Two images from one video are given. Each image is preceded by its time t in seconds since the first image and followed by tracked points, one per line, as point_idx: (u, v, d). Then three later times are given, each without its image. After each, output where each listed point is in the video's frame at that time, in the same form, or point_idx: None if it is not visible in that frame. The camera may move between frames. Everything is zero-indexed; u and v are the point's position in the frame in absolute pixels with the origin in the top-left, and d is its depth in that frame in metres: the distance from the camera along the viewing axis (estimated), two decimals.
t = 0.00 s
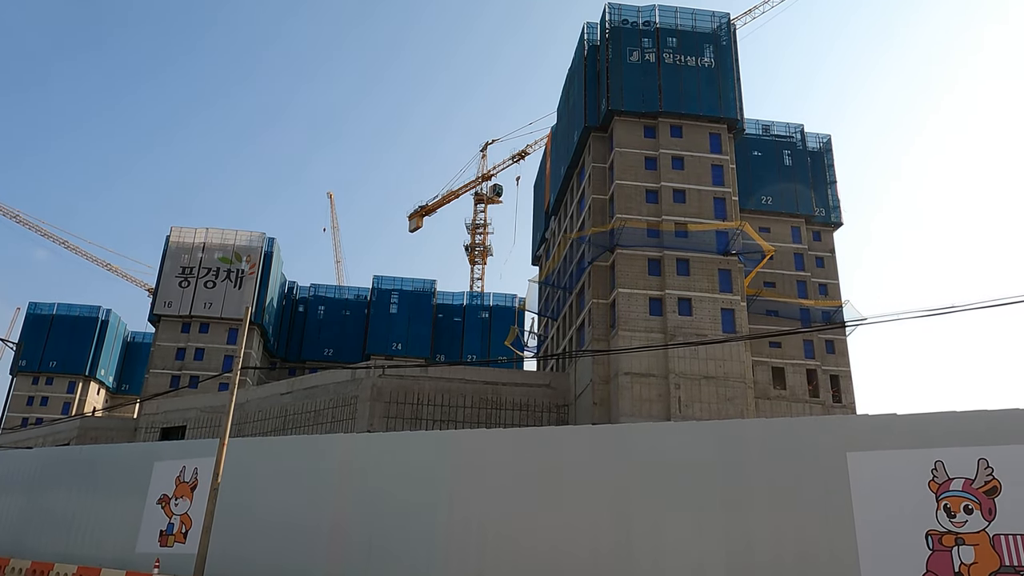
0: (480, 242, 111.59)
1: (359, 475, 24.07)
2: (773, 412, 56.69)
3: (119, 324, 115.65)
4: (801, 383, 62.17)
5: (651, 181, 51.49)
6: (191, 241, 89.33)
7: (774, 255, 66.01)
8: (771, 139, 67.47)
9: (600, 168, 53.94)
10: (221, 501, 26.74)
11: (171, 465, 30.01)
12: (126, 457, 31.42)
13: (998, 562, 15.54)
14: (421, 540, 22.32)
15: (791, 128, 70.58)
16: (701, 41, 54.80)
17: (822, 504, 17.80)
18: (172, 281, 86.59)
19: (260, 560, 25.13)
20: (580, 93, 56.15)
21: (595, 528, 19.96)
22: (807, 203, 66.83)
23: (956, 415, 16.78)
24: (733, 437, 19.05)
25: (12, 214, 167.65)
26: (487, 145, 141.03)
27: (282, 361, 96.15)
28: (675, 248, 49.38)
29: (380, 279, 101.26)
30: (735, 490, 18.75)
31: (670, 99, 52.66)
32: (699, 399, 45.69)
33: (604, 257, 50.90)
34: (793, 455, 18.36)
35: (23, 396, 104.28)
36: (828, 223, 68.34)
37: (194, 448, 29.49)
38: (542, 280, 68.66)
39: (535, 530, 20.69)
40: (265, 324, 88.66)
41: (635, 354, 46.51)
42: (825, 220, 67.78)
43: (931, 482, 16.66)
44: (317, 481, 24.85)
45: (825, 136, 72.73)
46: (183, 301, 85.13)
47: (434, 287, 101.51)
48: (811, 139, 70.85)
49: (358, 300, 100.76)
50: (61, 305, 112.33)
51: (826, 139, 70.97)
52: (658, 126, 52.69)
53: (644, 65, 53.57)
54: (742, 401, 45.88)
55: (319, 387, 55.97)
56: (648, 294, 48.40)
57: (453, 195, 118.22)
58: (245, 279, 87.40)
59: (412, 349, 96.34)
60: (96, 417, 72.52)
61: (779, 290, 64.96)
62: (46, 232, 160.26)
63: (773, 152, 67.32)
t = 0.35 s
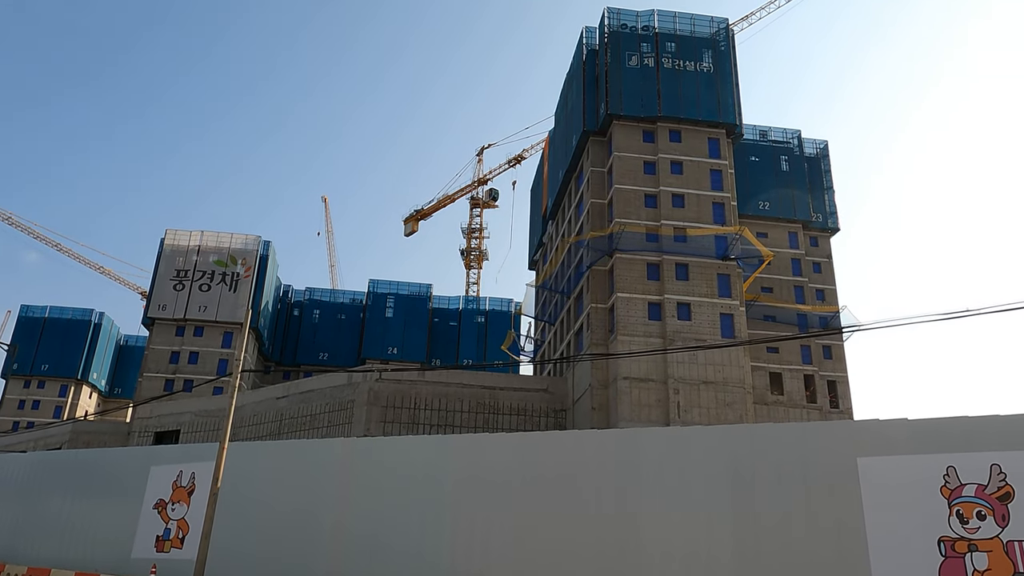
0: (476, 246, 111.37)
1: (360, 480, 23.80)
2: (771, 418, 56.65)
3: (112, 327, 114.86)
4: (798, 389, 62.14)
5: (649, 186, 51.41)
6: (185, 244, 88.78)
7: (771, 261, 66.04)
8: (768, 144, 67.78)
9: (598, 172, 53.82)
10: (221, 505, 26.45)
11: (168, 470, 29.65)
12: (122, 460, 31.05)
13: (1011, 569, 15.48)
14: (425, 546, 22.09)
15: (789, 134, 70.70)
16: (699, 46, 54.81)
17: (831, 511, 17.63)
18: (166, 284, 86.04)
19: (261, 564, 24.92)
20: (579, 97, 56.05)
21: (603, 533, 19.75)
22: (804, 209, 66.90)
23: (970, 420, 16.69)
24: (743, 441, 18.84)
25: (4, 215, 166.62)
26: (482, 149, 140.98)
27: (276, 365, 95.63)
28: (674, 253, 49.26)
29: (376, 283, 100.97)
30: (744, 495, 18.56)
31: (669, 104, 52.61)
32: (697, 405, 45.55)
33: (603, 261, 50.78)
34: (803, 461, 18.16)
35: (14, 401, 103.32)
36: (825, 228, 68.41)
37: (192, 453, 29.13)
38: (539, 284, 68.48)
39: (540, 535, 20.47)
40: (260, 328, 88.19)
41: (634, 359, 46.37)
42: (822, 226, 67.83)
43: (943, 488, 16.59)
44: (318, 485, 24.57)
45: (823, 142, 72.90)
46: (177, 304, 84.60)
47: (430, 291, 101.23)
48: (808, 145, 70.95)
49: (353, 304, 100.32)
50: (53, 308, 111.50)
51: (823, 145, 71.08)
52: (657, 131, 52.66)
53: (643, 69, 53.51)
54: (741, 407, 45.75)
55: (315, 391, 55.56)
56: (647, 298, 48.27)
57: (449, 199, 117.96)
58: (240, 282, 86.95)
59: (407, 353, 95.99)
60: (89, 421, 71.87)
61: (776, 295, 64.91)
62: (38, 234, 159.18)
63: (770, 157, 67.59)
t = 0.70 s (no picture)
0: (472, 249, 111.09)
1: (362, 484, 23.51)
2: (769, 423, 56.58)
3: (104, 329, 114.07)
4: (795, 394, 62.00)
5: (648, 190, 51.29)
6: (180, 246, 88.36)
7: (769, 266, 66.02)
8: (765, 150, 67.96)
9: (597, 176, 53.69)
10: (221, 507, 26.12)
11: (164, 474, 29.29)
12: (117, 464, 30.66)
13: None
14: (427, 547, 21.87)
15: (786, 138, 70.84)
16: (698, 51, 54.80)
17: (841, 518, 17.48)
18: (160, 286, 85.51)
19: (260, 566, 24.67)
20: (577, 101, 55.94)
21: (607, 536, 19.58)
22: (802, 214, 66.88)
23: (982, 426, 16.54)
24: (751, 445, 18.68)
25: None
26: (478, 152, 141.05)
27: (271, 368, 95.11)
28: (673, 257, 49.15)
29: (371, 286, 100.53)
30: (751, 497, 18.43)
31: (668, 108, 52.55)
32: (696, 409, 45.40)
33: (601, 265, 50.66)
34: (812, 467, 18.02)
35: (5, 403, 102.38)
36: (822, 233, 68.49)
37: (188, 457, 28.75)
38: (537, 288, 68.30)
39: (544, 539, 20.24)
40: (255, 331, 87.83)
41: (632, 363, 46.19)
42: (819, 231, 67.90)
43: (955, 494, 16.45)
44: (319, 487, 24.29)
45: (819, 147, 73.04)
46: (172, 306, 84.05)
47: (426, 294, 100.57)
48: (805, 150, 70.92)
49: (348, 307, 99.89)
50: (45, 309, 110.65)
51: (820, 150, 71.22)
52: (656, 135, 52.59)
53: (642, 73, 53.44)
54: (740, 411, 45.63)
55: (311, 394, 55.14)
56: (646, 302, 48.14)
57: (445, 202, 117.74)
58: (235, 285, 86.46)
59: (403, 356, 95.66)
60: (82, 423, 71.23)
61: (774, 300, 64.91)
62: (31, 236, 157.98)
63: (767, 162, 67.71)
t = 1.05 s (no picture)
0: (467, 251, 110.87)
1: (363, 484, 23.21)
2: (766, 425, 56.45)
3: (97, 330, 113.24)
4: (792, 397, 61.77)
5: (647, 191, 51.15)
6: (175, 246, 87.95)
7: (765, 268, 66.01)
8: (763, 152, 67.88)
9: (595, 177, 53.50)
10: (218, 506, 25.81)
11: (161, 475, 28.92)
12: (112, 465, 30.30)
13: None
14: (428, 547, 21.61)
15: (783, 142, 70.87)
16: (697, 53, 54.74)
17: (851, 520, 17.33)
18: (154, 286, 85.01)
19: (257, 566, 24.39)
20: (576, 102, 55.78)
21: (612, 537, 19.37)
22: (798, 217, 66.96)
23: (993, 427, 16.42)
24: (759, 446, 18.50)
25: None
26: (473, 154, 140.97)
27: (265, 369, 94.60)
28: (671, 259, 49.02)
29: (366, 287, 100.19)
30: (759, 498, 18.24)
31: (667, 110, 52.45)
32: (694, 412, 45.26)
33: (599, 266, 50.53)
34: (820, 467, 17.88)
35: None
36: (819, 236, 68.51)
37: (185, 458, 28.42)
38: (533, 290, 68.13)
39: (548, 540, 20.01)
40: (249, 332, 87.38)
41: (631, 365, 46.05)
42: (816, 234, 67.93)
43: (967, 496, 16.31)
44: (318, 487, 24.00)
45: (816, 150, 73.09)
46: (166, 307, 83.56)
47: (422, 296, 100.47)
48: (803, 153, 71.14)
49: (343, 308, 99.47)
50: (37, 310, 109.78)
51: (817, 153, 71.35)
52: (655, 136, 52.48)
53: (641, 75, 53.35)
54: (738, 414, 45.49)
55: (307, 396, 54.74)
56: (645, 304, 47.98)
57: (440, 204, 117.42)
58: (230, 286, 85.59)
59: (398, 358, 95.31)
60: (74, 425, 70.63)
61: (771, 302, 64.84)
62: (23, 235, 156.66)
63: (765, 165, 67.65)
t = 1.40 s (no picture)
0: (467, 253, 110.61)
1: (369, 487, 22.95)
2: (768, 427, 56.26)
3: (94, 331, 112.72)
4: (794, 400, 61.65)
5: (650, 193, 50.97)
6: (174, 246, 87.62)
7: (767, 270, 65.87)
8: (765, 154, 67.79)
9: (598, 179, 53.32)
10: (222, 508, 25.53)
11: (162, 477, 28.62)
12: (112, 467, 29.98)
13: None
14: (435, 549, 21.38)
15: (785, 144, 70.75)
16: (700, 54, 54.61)
17: (866, 523, 17.19)
18: (153, 287, 84.63)
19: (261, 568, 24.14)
20: (578, 103, 55.58)
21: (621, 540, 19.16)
22: (800, 219, 66.86)
23: (1011, 431, 16.37)
24: (774, 448, 18.34)
25: None
26: (473, 156, 140.76)
27: (264, 371, 94.23)
28: (674, 261, 48.82)
29: (366, 288, 99.89)
30: (773, 499, 18.13)
31: (670, 111, 52.29)
32: (698, 414, 45.03)
33: (602, 268, 50.35)
34: (835, 471, 17.73)
35: None
36: (821, 238, 68.38)
37: (188, 460, 28.13)
38: (534, 291, 67.92)
39: (558, 543, 19.80)
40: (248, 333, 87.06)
41: (634, 367, 45.82)
42: (818, 236, 67.80)
43: (986, 500, 16.24)
44: (322, 489, 23.75)
45: (818, 152, 72.98)
46: (164, 308, 83.19)
47: (422, 297, 100.17)
48: (804, 155, 71.05)
49: (342, 309, 99.14)
50: (34, 311, 109.23)
51: (818, 156, 71.29)
52: (657, 138, 52.31)
53: (643, 76, 53.21)
54: (742, 416, 45.31)
55: (307, 398, 54.34)
56: (648, 306, 47.75)
57: (440, 205, 117.17)
58: (229, 286, 85.53)
59: (398, 360, 95.04)
60: (71, 426, 70.14)
61: (773, 304, 64.67)
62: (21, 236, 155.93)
63: (767, 167, 67.56)
